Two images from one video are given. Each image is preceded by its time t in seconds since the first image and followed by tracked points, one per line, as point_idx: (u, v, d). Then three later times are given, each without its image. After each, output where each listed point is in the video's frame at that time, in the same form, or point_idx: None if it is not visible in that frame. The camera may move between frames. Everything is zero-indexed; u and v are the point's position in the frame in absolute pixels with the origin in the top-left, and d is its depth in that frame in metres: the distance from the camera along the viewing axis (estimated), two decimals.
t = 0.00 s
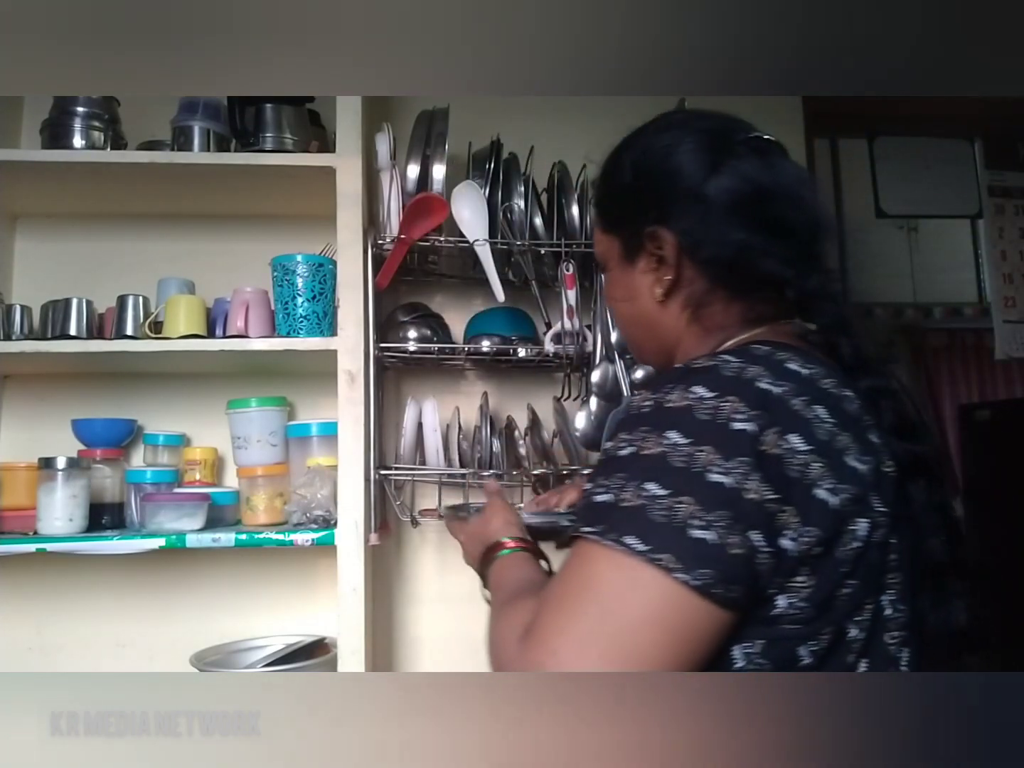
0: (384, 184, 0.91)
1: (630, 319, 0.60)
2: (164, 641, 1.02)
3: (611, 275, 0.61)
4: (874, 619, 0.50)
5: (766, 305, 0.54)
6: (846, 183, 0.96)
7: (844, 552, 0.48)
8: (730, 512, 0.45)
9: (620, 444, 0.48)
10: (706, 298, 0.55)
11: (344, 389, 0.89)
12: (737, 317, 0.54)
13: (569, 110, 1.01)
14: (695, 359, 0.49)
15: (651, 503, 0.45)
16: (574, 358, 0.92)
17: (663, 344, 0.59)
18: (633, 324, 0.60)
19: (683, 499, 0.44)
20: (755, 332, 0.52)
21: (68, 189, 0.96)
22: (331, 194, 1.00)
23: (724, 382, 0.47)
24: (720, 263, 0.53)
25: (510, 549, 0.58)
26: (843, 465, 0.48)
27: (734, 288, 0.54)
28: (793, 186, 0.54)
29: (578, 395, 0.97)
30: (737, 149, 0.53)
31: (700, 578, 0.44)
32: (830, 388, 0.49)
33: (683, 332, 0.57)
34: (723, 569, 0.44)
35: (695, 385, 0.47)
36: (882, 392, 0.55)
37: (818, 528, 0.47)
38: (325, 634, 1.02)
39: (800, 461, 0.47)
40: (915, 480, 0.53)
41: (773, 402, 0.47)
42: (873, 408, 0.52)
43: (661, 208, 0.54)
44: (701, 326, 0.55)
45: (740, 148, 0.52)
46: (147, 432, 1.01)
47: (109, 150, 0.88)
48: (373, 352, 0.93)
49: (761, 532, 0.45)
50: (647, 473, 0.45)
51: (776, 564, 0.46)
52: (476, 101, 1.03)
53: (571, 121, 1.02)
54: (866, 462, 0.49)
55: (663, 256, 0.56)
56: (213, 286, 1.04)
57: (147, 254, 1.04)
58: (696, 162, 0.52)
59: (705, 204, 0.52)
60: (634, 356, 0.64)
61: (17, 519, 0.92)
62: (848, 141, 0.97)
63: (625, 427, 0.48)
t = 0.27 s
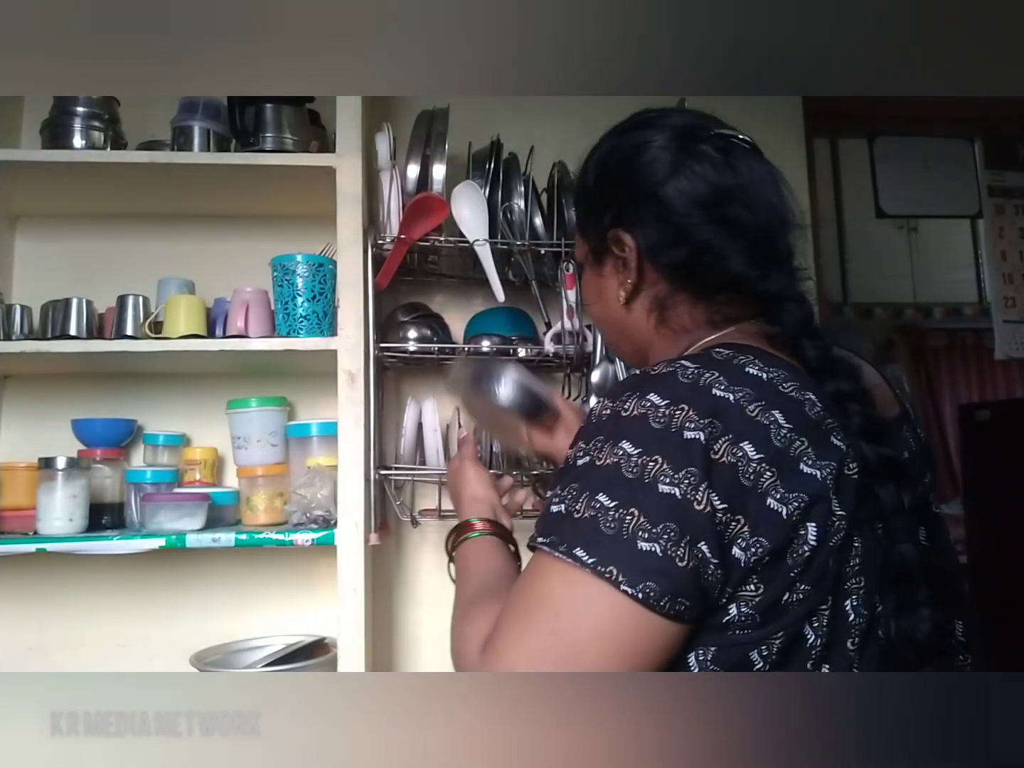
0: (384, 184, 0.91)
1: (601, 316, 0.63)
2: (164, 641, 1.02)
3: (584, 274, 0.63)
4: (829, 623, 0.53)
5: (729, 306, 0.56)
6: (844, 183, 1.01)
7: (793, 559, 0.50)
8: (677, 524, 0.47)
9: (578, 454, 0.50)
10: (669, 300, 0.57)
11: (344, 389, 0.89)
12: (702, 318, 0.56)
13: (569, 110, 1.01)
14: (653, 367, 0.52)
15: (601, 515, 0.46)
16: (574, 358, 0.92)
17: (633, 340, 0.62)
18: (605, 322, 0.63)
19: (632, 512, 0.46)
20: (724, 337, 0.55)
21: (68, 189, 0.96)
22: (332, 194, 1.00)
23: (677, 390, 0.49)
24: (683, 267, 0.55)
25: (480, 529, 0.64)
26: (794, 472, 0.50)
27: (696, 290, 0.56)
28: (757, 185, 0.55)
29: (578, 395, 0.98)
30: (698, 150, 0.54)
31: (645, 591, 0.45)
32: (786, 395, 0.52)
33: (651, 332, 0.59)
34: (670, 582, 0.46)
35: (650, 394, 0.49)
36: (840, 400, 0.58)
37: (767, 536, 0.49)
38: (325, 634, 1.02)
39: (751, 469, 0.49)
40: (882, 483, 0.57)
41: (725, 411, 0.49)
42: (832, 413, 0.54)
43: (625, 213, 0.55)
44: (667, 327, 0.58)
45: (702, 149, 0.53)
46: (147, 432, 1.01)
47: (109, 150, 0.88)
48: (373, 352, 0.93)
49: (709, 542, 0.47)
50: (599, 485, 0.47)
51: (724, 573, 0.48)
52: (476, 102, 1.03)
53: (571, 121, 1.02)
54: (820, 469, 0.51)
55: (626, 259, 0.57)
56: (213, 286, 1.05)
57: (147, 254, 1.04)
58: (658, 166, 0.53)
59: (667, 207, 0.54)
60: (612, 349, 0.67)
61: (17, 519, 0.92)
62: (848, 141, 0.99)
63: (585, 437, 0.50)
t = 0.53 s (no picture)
0: (384, 184, 0.91)
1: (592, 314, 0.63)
2: (164, 641, 1.02)
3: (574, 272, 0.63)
4: (836, 627, 0.53)
5: (722, 305, 0.56)
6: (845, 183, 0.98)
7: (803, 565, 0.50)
8: (691, 532, 0.46)
9: (578, 459, 0.50)
10: (661, 300, 0.57)
11: (344, 389, 0.89)
12: (695, 318, 0.56)
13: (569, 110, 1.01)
14: (654, 370, 0.51)
15: (611, 525, 0.46)
16: (574, 358, 0.92)
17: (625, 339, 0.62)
18: (598, 322, 0.63)
19: (643, 521, 0.46)
20: (717, 337, 0.55)
21: (68, 189, 0.96)
22: (332, 194, 1.00)
23: (683, 393, 0.49)
24: (675, 266, 0.54)
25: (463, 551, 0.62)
26: (802, 475, 0.50)
27: (688, 290, 0.56)
28: (747, 182, 0.55)
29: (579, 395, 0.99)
30: (688, 147, 0.54)
31: (660, 602, 0.44)
32: (790, 396, 0.52)
33: (644, 332, 0.59)
34: (685, 592, 0.45)
35: (655, 397, 0.49)
36: (838, 400, 0.59)
37: (779, 540, 0.49)
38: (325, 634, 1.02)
39: (762, 473, 0.49)
40: (884, 482, 0.58)
41: (732, 414, 0.49)
42: (834, 413, 0.55)
43: (615, 212, 0.55)
44: (660, 327, 0.58)
45: (690, 146, 0.53)
46: (147, 432, 1.01)
47: (109, 150, 0.88)
48: (373, 352, 0.93)
49: (722, 550, 0.47)
50: (608, 493, 0.46)
51: (737, 579, 0.48)
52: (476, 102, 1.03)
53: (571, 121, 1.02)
54: (828, 470, 0.51)
55: (616, 260, 0.57)
56: (213, 286, 1.05)
57: (147, 254, 1.04)
58: (647, 164, 0.53)
59: (657, 205, 0.53)
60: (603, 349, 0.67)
61: (17, 519, 0.92)
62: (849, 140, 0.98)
63: (588, 442, 0.50)
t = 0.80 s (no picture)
0: (384, 184, 0.91)
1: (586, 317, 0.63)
2: (164, 641, 1.02)
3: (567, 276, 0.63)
4: (846, 627, 0.53)
5: (719, 306, 0.56)
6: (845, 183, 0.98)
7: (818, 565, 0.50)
8: (712, 534, 0.45)
9: (589, 462, 0.48)
10: (658, 302, 0.57)
11: (344, 389, 0.89)
12: (692, 319, 0.56)
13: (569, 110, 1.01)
14: (664, 370, 0.51)
15: (632, 529, 0.44)
16: (575, 358, 0.91)
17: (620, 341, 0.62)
18: (592, 324, 0.63)
19: (665, 524, 0.44)
20: (715, 338, 0.55)
21: (69, 189, 0.96)
22: (332, 195, 1.00)
23: (696, 394, 0.49)
24: (672, 266, 0.54)
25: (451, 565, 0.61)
26: (815, 475, 0.50)
27: (685, 291, 0.56)
28: (741, 182, 0.55)
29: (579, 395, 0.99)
30: (681, 147, 0.54)
31: (686, 607, 0.43)
32: (798, 397, 0.52)
33: (640, 334, 0.59)
34: (709, 595, 0.44)
35: (667, 398, 0.48)
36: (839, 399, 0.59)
37: (796, 541, 0.49)
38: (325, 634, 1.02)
39: (778, 473, 0.49)
40: (884, 479, 0.58)
41: (746, 414, 0.49)
42: (838, 413, 0.55)
43: (609, 212, 0.55)
44: (656, 329, 0.58)
45: (684, 146, 0.53)
46: (147, 432, 1.01)
47: (109, 150, 0.89)
48: (373, 352, 0.93)
49: (744, 551, 0.46)
50: (626, 497, 0.45)
51: (757, 580, 0.47)
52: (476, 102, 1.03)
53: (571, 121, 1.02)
54: (838, 469, 0.52)
55: (611, 261, 0.57)
56: (214, 286, 1.05)
57: (148, 254, 1.04)
58: (641, 165, 0.53)
59: (651, 206, 0.53)
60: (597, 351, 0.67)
61: (16, 519, 0.92)
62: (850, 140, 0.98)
63: (599, 443, 0.49)
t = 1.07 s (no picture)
0: (384, 184, 0.91)
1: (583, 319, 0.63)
2: (164, 641, 1.02)
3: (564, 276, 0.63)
4: (855, 626, 0.57)
5: (718, 306, 0.56)
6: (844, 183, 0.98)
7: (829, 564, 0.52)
8: (730, 537, 0.46)
9: (600, 467, 0.48)
10: (656, 302, 0.57)
11: (344, 389, 0.89)
12: (690, 319, 0.56)
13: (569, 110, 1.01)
14: (674, 374, 0.51)
15: (650, 535, 0.44)
16: (576, 359, 0.92)
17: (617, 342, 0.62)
18: (589, 325, 0.63)
19: (684, 529, 0.44)
20: (715, 338, 0.55)
21: (68, 189, 0.96)
22: (332, 194, 1.00)
23: (708, 397, 0.49)
24: (670, 266, 0.54)
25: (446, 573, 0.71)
26: (825, 476, 0.51)
27: (684, 290, 0.55)
28: (738, 181, 0.55)
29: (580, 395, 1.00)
30: (678, 147, 0.53)
31: (707, 611, 0.44)
32: (804, 398, 0.53)
33: (637, 334, 0.59)
34: (729, 598, 0.44)
35: (678, 402, 0.49)
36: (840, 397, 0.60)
37: (809, 542, 0.50)
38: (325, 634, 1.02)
39: (790, 475, 0.49)
40: (883, 476, 0.59)
41: (758, 416, 0.49)
42: (841, 413, 0.56)
43: (606, 212, 0.55)
44: (654, 329, 0.58)
45: (681, 146, 0.53)
46: (147, 432, 1.01)
47: (109, 150, 0.89)
48: (373, 353, 0.93)
49: (760, 552, 0.47)
50: (642, 501, 0.45)
51: (772, 581, 0.48)
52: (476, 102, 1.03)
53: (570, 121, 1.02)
54: (845, 469, 0.53)
55: (609, 261, 0.57)
56: (214, 286, 1.05)
57: (148, 254, 1.04)
58: (637, 165, 0.53)
59: (648, 206, 0.53)
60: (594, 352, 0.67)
61: (16, 519, 0.92)
62: (850, 140, 0.98)
63: (608, 449, 0.49)
